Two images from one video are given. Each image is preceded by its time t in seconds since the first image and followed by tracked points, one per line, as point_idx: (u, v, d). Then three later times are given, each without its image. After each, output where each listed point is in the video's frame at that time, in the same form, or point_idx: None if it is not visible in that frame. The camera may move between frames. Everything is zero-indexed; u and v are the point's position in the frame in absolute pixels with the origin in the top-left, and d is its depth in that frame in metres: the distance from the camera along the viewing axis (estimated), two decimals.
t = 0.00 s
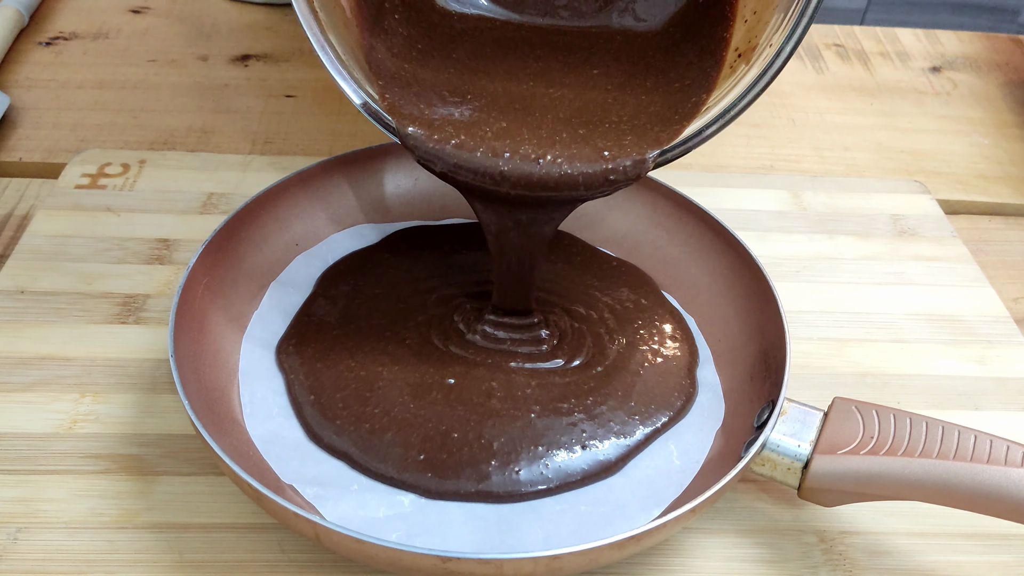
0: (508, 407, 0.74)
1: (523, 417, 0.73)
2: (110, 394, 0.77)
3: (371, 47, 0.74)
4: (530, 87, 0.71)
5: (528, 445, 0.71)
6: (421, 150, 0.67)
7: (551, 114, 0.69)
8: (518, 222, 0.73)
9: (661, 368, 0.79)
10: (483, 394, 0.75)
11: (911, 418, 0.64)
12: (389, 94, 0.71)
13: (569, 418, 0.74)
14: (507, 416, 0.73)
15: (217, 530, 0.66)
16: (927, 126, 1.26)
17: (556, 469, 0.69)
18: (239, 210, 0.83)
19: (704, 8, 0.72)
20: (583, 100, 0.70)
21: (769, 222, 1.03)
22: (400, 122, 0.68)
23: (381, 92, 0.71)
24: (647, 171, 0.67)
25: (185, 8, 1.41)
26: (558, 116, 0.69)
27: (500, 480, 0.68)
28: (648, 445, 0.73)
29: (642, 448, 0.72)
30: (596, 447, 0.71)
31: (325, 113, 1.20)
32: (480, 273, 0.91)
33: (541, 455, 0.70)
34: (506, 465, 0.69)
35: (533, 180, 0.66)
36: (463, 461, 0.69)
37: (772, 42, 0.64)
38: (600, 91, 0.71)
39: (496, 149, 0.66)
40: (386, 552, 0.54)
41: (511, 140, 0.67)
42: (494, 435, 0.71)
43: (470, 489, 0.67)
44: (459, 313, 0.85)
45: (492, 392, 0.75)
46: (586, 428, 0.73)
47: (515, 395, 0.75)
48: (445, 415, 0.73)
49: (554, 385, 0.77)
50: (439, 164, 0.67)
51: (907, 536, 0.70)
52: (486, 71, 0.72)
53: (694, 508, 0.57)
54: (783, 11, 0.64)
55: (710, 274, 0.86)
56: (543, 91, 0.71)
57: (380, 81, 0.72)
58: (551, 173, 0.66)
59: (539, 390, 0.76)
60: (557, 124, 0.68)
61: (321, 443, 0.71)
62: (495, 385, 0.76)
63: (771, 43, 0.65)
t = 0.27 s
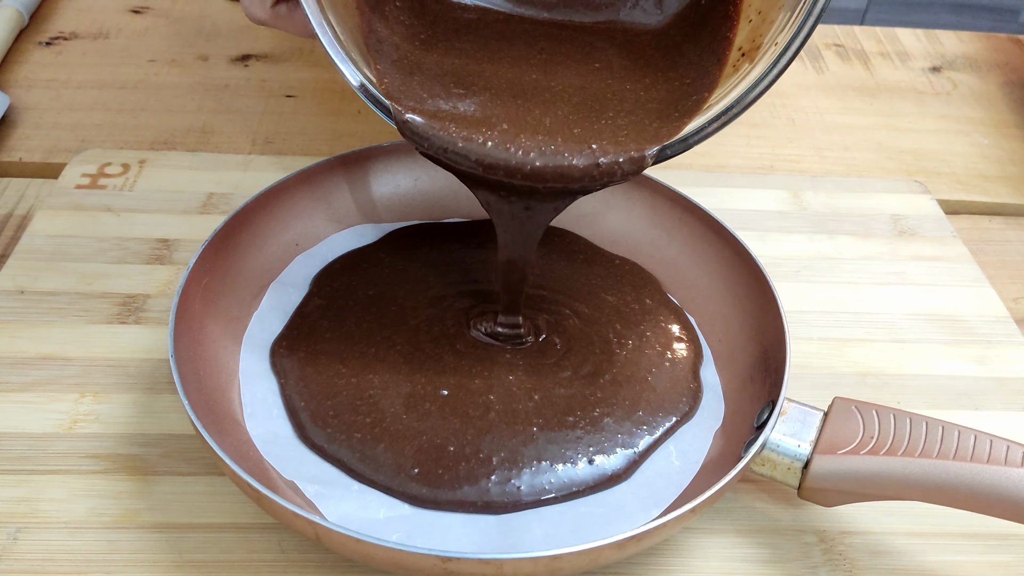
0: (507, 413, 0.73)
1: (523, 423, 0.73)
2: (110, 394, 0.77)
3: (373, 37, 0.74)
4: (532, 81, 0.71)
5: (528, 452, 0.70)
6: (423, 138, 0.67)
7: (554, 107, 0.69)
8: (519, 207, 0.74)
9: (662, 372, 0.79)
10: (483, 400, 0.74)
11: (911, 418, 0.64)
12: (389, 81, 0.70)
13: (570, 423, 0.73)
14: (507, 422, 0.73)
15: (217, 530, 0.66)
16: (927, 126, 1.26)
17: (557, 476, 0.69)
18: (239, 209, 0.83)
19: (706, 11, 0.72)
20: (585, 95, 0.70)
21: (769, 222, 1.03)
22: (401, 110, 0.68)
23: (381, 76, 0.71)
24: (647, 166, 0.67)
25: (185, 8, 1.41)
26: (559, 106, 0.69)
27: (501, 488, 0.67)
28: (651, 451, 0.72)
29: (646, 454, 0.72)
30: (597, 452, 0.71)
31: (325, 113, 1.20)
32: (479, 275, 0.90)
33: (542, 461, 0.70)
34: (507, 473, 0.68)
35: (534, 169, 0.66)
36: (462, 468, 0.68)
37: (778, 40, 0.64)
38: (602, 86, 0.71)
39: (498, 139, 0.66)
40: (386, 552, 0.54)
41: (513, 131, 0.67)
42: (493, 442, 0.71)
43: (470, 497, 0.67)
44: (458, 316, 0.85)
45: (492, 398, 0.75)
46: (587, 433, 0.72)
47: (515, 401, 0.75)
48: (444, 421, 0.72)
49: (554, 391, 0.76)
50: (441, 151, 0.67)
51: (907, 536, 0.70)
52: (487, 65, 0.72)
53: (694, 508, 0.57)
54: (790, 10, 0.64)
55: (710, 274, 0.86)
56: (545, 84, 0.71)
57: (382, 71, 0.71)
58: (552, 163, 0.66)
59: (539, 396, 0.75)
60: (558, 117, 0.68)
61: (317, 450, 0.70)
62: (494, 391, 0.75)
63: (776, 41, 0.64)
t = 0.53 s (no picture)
0: (508, 417, 0.73)
1: (523, 427, 0.72)
2: (110, 394, 0.77)
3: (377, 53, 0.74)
4: (533, 101, 0.71)
5: (528, 456, 0.70)
6: (424, 161, 0.68)
7: (553, 129, 0.69)
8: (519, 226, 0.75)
9: (663, 374, 0.78)
10: (483, 404, 0.74)
11: (911, 418, 0.64)
12: (391, 104, 0.71)
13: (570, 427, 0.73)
14: (507, 426, 0.72)
15: (217, 530, 0.66)
16: (927, 126, 1.26)
17: (557, 481, 0.68)
18: (239, 209, 0.83)
19: (706, 26, 0.71)
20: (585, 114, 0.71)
21: (769, 222, 1.03)
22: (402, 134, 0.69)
23: (383, 101, 0.72)
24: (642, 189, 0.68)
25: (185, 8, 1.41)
26: (558, 128, 0.70)
27: (501, 493, 0.67)
28: (654, 454, 0.72)
29: (648, 457, 0.71)
30: (597, 455, 0.71)
31: (325, 113, 1.20)
32: (479, 275, 0.90)
33: (543, 466, 0.69)
34: (507, 478, 0.68)
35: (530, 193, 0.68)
36: (462, 472, 0.68)
37: (770, 66, 0.66)
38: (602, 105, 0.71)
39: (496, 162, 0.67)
40: (386, 552, 0.54)
41: (512, 153, 0.68)
42: (493, 447, 0.70)
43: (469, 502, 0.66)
44: (457, 317, 0.84)
45: (492, 402, 0.74)
46: (587, 437, 0.72)
47: (515, 405, 0.74)
48: (443, 425, 0.72)
49: (555, 395, 0.76)
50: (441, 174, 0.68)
51: (907, 537, 0.70)
52: (490, 81, 0.72)
53: (694, 508, 0.57)
54: (787, 30, 0.64)
55: (710, 275, 0.86)
56: (546, 104, 0.71)
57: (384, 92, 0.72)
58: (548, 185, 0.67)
59: (539, 400, 0.75)
60: (557, 138, 0.69)
61: (315, 452, 0.70)
62: (494, 395, 0.75)
63: (771, 65, 0.66)
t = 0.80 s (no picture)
0: (507, 421, 0.73)
1: (523, 431, 0.72)
2: (110, 394, 0.77)
3: (380, 51, 0.74)
4: (535, 100, 0.71)
5: (528, 460, 0.70)
6: (423, 157, 0.68)
7: (554, 127, 0.69)
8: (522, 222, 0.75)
9: (664, 377, 0.78)
10: (483, 408, 0.74)
11: (911, 418, 0.64)
12: (393, 101, 0.71)
13: (570, 431, 0.72)
14: (506, 430, 0.72)
15: (217, 530, 0.66)
16: (927, 126, 1.26)
17: (558, 485, 0.68)
18: (239, 209, 0.83)
19: (709, 26, 0.72)
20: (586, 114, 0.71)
21: (769, 222, 1.03)
22: (403, 130, 0.69)
23: (384, 97, 0.71)
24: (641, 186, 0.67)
25: (185, 8, 1.41)
26: (560, 125, 0.70)
27: (501, 498, 0.66)
28: (655, 458, 0.71)
29: (648, 460, 0.71)
30: (597, 459, 0.70)
31: (325, 113, 1.20)
32: (479, 276, 0.90)
33: (543, 469, 0.69)
34: (507, 482, 0.68)
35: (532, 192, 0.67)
36: (461, 476, 0.68)
37: (773, 63, 0.66)
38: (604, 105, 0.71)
39: (498, 159, 0.67)
40: (386, 552, 0.54)
41: (513, 151, 0.68)
42: (493, 451, 0.70)
43: (469, 506, 0.66)
44: (457, 319, 0.84)
45: (492, 406, 0.74)
46: (588, 440, 0.72)
47: (515, 409, 0.74)
48: (443, 429, 0.72)
49: (555, 399, 0.75)
50: (442, 171, 0.68)
51: (907, 536, 0.70)
52: (493, 80, 0.72)
53: (694, 508, 0.57)
54: (790, 28, 0.64)
55: (711, 275, 0.86)
56: (549, 103, 0.71)
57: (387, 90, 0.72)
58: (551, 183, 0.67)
59: (539, 404, 0.75)
60: (559, 138, 0.69)
61: (314, 457, 0.69)
62: (494, 398, 0.75)
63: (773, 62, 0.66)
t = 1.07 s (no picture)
0: (508, 426, 0.72)
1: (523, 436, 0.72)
2: (110, 393, 0.77)
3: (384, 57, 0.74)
4: (540, 108, 0.71)
5: (529, 465, 0.69)
6: (425, 163, 0.68)
7: (558, 136, 0.70)
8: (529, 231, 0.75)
9: (664, 382, 0.78)
10: (483, 413, 0.73)
11: (911, 418, 0.64)
12: (397, 110, 0.71)
13: (571, 437, 0.72)
14: (506, 435, 0.71)
15: (217, 530, 0.66)
16: (927, 126, 1.26)
17: (558, 491, 0.68)
18: (240, 209, 0.83)
19: (714, 34, 0.72)
20: (590, 122, 0.71)
21: (769, 222, 1.03)
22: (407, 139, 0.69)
23: (388, 104, 0.71)
24: (642, 195, 0.68)
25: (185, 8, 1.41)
26: (562, 133, 0.70)
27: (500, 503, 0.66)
28: (656, 462, 0.71)
29: (650, 465, 0.71)
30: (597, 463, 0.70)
31: (325, 113, 1.20)
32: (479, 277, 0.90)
33: (544, 474, 0.69)
34: (507, 487, 0.67)
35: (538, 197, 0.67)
36: (461, 482, 0.67)
37: (776, 71, 0.65)
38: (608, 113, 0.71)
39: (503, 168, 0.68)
40: (386, 552, 0.54)
41: (515, 159, 0.68)
42: (493, 457, 0.69)
43: (468, 512, 0.65)
44: (456, 321, 0.84)
45: (491, 411, 0.74)
46: (588, 445, 0.71)
47: (515, 414, 0.74)
48: (442, 435, 0.71)
49: (556, 404, 0.75)
50: (446, 179, 0.68)
51: (907, 536, 0.70)
52: (498, 88, 0.73)
53: (694, 508, 0.57)
54: (794, 33, 0.64)
55: (711, 275, 0.86)
56: (554, 112, 0.71)
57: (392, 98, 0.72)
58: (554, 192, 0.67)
59: (540, 409, 0.74)
60: (563, 146, 0.69)
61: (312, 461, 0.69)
62: (493, 404, 0.74)
63: (775, 69, 0.66)
